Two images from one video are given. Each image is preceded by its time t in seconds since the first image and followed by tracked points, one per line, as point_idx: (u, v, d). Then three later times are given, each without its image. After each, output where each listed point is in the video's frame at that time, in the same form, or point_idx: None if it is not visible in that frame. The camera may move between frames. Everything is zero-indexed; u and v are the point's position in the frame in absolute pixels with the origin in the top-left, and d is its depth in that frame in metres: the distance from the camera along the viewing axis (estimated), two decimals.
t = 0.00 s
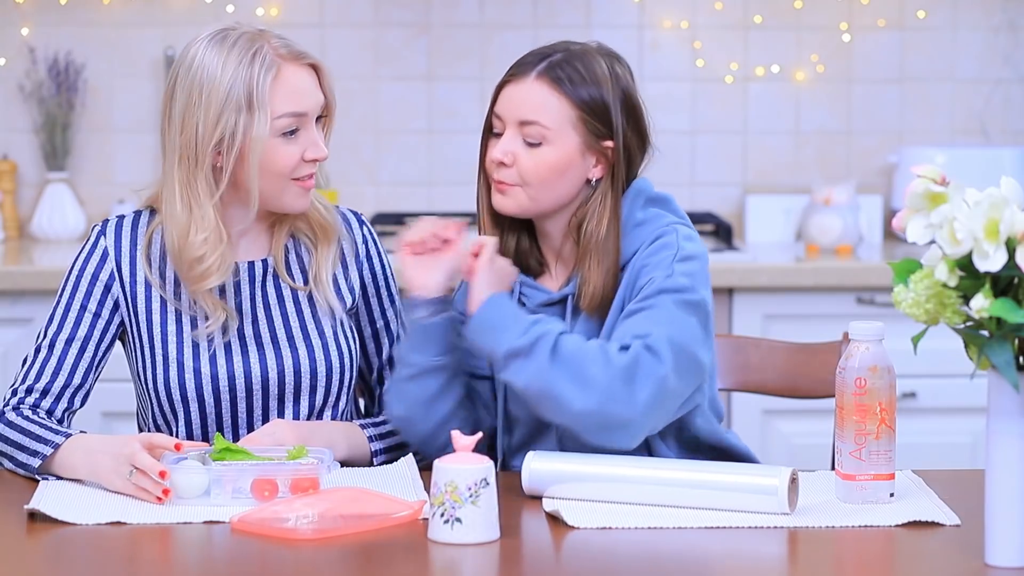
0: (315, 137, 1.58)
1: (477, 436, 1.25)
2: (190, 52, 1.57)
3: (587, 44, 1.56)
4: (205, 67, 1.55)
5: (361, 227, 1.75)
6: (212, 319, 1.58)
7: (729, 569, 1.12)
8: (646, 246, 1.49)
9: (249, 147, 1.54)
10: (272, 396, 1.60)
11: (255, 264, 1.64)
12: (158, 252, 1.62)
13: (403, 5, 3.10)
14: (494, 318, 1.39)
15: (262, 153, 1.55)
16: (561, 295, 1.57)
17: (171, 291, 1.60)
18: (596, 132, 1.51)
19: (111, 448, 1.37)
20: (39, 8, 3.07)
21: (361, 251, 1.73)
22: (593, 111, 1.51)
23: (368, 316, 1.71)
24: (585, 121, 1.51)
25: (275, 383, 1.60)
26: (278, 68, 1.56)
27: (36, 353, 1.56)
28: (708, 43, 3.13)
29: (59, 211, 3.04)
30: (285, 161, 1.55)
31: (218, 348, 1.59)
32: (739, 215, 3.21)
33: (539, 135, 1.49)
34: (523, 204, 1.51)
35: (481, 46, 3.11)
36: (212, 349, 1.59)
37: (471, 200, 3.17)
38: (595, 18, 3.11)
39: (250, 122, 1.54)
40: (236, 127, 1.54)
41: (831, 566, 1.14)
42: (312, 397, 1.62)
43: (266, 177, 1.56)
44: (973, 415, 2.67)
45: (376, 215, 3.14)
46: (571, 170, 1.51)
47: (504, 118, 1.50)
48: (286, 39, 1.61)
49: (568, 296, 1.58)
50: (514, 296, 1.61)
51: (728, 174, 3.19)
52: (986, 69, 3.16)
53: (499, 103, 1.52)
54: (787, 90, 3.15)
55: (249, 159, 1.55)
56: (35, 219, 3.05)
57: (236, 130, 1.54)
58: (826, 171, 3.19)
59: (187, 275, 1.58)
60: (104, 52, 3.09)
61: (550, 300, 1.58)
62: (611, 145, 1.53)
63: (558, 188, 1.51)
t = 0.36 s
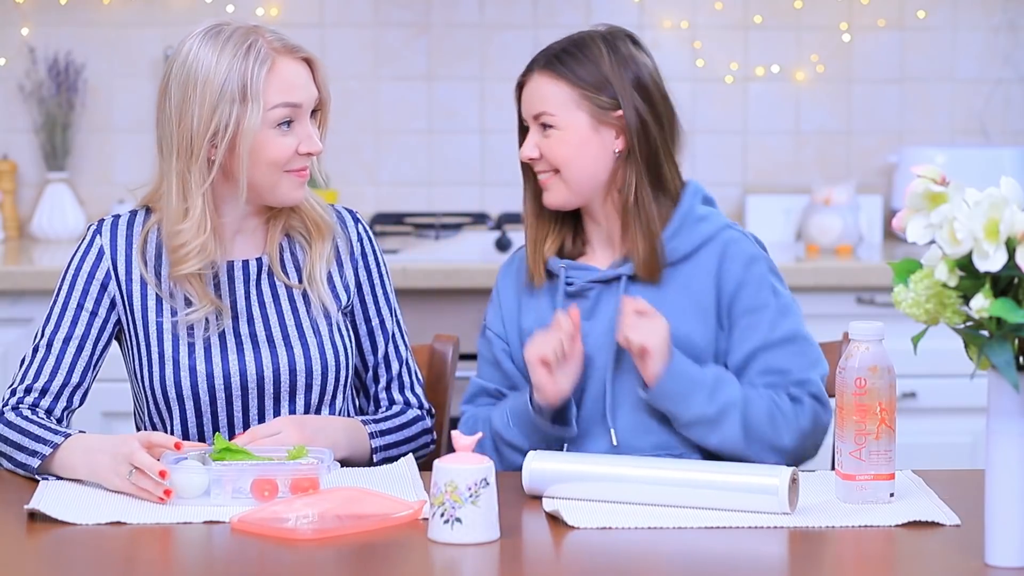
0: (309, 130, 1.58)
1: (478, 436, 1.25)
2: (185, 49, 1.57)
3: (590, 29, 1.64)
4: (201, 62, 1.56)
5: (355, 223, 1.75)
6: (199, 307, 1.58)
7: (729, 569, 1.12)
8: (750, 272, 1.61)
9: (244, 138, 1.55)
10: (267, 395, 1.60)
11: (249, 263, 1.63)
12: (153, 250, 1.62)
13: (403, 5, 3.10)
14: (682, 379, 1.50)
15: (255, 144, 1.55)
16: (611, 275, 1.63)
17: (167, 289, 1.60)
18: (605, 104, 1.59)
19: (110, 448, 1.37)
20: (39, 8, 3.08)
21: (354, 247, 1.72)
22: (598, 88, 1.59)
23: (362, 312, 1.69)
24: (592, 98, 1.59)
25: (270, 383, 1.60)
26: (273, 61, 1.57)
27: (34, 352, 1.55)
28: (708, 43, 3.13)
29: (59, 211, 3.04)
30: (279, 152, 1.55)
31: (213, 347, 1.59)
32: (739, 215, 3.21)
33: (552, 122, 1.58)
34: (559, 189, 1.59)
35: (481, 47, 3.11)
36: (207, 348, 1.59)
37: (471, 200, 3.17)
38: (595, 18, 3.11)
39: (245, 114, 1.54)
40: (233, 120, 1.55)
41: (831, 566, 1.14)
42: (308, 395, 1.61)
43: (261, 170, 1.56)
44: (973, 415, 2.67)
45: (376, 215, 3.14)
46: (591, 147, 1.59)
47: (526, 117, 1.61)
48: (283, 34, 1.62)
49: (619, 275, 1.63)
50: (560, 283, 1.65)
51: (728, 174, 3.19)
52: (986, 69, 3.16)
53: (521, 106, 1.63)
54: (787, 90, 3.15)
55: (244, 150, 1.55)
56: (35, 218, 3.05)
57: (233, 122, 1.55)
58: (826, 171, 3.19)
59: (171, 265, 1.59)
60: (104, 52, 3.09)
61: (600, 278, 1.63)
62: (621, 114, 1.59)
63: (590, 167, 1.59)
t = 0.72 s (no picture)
0: (256, 119, 1.54)
1: (478, 436, 1.25)
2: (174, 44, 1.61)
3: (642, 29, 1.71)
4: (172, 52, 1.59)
5: (360, 214, 1.74)
6: (176, 278, 1.58)
7: (729, 569, 1.12)
8: (794, 299, 1.66)
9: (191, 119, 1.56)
10: (267, 395, 1.60)
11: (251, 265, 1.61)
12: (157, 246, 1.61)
13: (403, 5, 3.10)
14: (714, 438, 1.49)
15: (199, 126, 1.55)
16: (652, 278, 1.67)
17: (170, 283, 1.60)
18: (653, 102, 1.66)
19: (105, 451, 1.37)
20: (39, 8, 3.08)
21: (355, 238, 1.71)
22: (646, 86, 1.66)
23: (359, 306, 1.69)
24: (640, 96, 1.66)
25: (270, 383, 1.60)
26: (224, 47, 1.56)
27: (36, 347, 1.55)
28: (708, 44, 3.13)
29: (59, 211, 3.04)
30: (217, 140, 1.53)
31: (214, 347, 1.59)
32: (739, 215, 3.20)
33: (601, 117, 1.65)
34: (606, 184, 1.66)
35: (481, 47, 3.11)
36: (208, 348, 1.59)
37: (471, 200, 3.17)
38: (595, 18, 3.11)
39: (185, 97, 1.56)
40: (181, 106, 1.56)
41: (831, 566, 1.14)
42: (307, 393, 1.62)
43: (205, 155, 1.55)
44: (973, 415, 2.67)
45: (376, 215, 3.14)
46: (639, 142, 1.66)
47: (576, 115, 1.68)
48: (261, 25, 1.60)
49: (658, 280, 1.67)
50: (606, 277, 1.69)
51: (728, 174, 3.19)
52: (986, 69, 3.16)
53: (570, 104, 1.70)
54: (787, 90, 3.15)
55: (194, 132, 1.56)
56: (35, 218, 3.05)
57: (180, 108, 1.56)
58: (826, 171, 3.19)
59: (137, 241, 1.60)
60: (104, 52, 3.09)
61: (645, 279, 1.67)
62: (670, 112, 1.67)
63: (637, 164, 1.66)
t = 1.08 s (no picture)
0: (247, 121, 1.53)
1: (478, 436, 1.25)
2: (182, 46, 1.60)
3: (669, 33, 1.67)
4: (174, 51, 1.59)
5: (355, 206, 1.73)
6: (178, 280, 1.58)
7: (730, 569, 1.12)
8: (808, 306, 1.64)
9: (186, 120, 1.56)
10: (265, 397, 1.60)
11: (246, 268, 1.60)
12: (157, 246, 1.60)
13: (403, 5, 3.10)
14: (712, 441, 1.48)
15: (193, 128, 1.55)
16: (669, 287, 1.65)
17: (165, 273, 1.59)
18: (699, 111, 1.62)
19: (105, 453, 1.36)
20: (39, 8, 3.07)
21: (348, 231, 1.70)
22: (689, 95, 1.62)
23: (353, 303, 1.69)
24: (684, 105, 1.62)
25: (267, 385, 1.60)
26: (219, 49, 1.55)
27: (35, 347, 1.55)
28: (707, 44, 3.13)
29: (59, 211, 3.04)
30: (207, 141, 1.53)
31: (212, 351, 1.59)
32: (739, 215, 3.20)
33: (647, 127, 1.59)
34: (649, 195, 1.61)
35: (481, 47, 3.11)
36: (206, 350, 1.59)
37: (471, 200, 3.17)
38: (595, 18, 3.11)
39: (180, 96, 1.55)
40: (178, 105, 1.56)
41: (831, 566, 1.13)
42: (303, 394, 1.62)
43: (198, 153, 1.55)
44: (973, 415, 2.67)
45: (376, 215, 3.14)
46: (684, 152, 1.62)
47: (609, 123, 1.61)
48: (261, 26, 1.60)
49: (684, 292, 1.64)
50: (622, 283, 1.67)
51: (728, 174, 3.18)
52: (985, 69, 3.16)
53: (600, 108, 1.62)
54: (787, 90, 3.15)
55: (189, 132, 1.56)
56: (35, 218, 3.05)
57: (177, 107, 1.56)
58: (826, 171, 3.19)
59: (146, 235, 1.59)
60: (104, 52, 3.09)
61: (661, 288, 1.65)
62: (715, 121, 1.64)
63: (677, 173, 1.62)
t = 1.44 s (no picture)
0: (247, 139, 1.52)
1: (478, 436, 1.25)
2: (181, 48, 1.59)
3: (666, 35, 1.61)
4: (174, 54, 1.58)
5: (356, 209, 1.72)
6: (180, 279, 1.57)
7: (730, 569, 1.12)
8: (801, 300, 1.63)
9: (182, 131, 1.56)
10: (264, 398, 1.60)
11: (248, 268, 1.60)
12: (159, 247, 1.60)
13: (403, 6, 3.09)
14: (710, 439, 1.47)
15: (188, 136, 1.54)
16: (670, 293, 1.60)
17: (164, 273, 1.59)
18: (675, 114, 1.57)
19: (108, 450, 1.37)
20: (39, 8, 3.07)
21: (351, 236, 1.70)
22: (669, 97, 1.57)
23: (354, 305, 1.70)
24: (662, 107, 1.56)
25: (267, 387, 1.60)
26: (214, 61, 1.53)
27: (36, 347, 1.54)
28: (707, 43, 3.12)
29: (58, 211, 3.04)
30: (205, 155, 1.52)
31: (212, 352, 1.59)
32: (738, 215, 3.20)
33: (618, 124, 1.56)
34: (616, 195, 1.56)
35: (481, 47, 3.11)
36: (206, 351, 1.59)
37: (470, 200, 3.17)
38: (595, 18, 3.11)
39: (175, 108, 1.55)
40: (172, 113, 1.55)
41: (831, 566, 1.14)
42: (304, 396, 1.62)
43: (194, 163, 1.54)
44: (973, 415, 2.67)
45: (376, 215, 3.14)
46: (655, 155, 1.57)
47: (588, 117, 1.58)
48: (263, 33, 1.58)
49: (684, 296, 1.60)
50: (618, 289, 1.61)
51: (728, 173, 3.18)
52: (986, 69, 3.16)
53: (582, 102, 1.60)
54: (787, 90, 3.15)
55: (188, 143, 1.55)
56: (35, 218, 3.05)
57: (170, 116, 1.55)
58: (826, 171, 3.19)
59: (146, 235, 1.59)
60: (104, 52, 3.09)
61: (660, 293, 1.60)
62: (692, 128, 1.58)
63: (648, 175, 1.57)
